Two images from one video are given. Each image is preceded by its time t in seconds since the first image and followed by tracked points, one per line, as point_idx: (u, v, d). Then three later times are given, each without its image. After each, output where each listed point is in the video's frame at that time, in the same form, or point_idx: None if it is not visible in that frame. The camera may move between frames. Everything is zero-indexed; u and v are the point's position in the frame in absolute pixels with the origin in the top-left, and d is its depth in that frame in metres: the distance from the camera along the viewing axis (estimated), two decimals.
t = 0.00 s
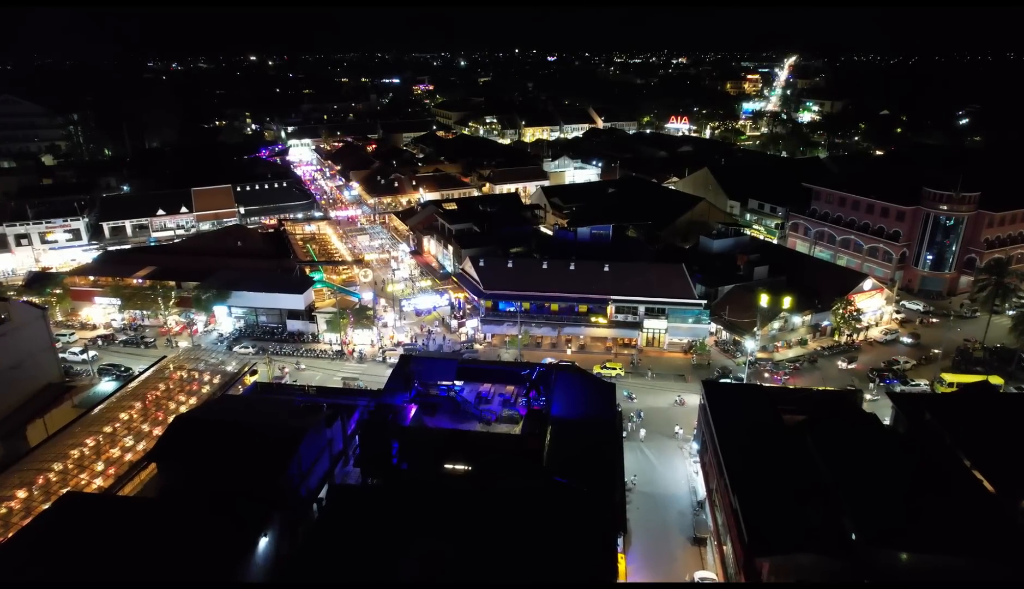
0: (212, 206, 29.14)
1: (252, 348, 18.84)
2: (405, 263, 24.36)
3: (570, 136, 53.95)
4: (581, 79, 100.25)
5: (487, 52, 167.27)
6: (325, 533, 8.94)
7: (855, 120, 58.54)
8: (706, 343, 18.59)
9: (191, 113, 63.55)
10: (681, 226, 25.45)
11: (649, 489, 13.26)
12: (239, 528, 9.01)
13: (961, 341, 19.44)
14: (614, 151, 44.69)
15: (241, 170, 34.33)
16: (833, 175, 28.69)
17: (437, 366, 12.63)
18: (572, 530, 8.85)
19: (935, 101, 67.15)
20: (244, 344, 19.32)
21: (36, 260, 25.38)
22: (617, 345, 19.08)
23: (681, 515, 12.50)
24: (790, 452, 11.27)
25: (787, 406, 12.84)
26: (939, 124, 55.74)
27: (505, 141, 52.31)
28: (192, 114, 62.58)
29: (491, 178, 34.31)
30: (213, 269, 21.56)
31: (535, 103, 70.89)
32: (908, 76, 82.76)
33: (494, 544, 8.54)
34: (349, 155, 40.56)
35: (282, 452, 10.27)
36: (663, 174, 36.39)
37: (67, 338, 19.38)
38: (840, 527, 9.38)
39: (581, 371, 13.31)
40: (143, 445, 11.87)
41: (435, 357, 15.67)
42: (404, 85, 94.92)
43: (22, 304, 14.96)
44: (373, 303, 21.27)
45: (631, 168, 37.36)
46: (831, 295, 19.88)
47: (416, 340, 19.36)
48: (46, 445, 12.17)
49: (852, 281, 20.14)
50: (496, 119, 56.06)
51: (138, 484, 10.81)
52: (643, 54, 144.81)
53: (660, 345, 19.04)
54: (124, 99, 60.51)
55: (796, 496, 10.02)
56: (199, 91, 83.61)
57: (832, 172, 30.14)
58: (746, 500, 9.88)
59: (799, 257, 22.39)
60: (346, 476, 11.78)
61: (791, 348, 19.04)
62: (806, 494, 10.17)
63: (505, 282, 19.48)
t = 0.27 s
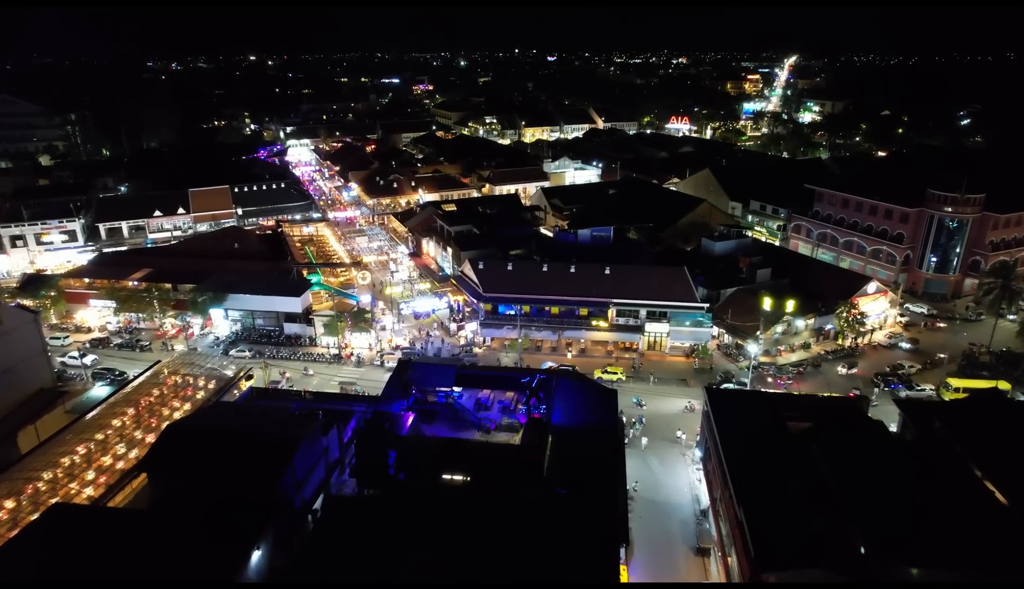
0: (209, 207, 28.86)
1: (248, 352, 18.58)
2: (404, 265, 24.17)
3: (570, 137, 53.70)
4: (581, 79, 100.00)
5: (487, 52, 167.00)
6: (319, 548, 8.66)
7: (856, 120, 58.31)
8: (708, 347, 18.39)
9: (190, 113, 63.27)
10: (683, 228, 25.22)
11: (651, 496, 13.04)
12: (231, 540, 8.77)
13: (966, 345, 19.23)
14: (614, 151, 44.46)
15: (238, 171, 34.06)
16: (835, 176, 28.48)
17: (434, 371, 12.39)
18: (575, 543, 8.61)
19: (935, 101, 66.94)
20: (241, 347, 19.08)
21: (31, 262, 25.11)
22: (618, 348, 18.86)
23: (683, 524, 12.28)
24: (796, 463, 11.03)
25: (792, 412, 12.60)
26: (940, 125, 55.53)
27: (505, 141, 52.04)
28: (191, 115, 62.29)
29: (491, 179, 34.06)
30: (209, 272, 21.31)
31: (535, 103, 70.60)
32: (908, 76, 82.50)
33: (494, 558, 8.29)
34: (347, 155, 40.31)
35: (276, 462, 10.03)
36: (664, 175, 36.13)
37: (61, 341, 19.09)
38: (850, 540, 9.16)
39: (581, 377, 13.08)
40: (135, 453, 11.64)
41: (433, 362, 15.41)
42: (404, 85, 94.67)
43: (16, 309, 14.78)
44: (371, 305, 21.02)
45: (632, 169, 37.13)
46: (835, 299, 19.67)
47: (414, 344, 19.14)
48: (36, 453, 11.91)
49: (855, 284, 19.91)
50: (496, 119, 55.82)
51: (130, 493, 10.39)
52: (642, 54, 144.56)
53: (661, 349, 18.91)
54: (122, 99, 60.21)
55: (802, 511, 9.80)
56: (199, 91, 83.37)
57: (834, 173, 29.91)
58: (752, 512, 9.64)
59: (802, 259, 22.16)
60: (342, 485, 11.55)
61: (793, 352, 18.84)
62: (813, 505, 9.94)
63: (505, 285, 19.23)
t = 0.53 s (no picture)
0: (205, 209, 28.51)
1: (244, 357, 18.37)
2: (402, 267, 23.90)
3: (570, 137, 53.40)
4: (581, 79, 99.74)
5: (487, 53, 166.79)
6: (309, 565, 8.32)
7: (857, 121, 58.02)
8: (711, 352, 18.12)
9: (188, 113, 62.95)
10: (685, 230, 24.95)
11: (654, 506, 12.73)
12: (221, 557, 8.47)
13: (973, 350, 18.95)
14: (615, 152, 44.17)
15: (236, 172, 33.75)
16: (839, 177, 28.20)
17: (433, 379, 12.13)
18: (577, 559, 8.28)
19: (937, 102, 66.65)
20: (237, 352, 18.79)
21: (25, 263, 24.81)
22: (620, 353, 18.59)
23: (687, 535, 11.98)
24: (803, 475, 10.73)
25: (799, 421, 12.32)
26: (942, 126, 55.25)
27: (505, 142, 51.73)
28: (190, 114, 61.95)
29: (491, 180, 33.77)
30: (204, 274, 20.99)
31: (535, 103, 70.26)
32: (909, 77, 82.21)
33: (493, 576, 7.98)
34: (346, 156, 40.02)
35: (269, 475, 9.74)
36: (665, 176, 35.83)
37: (54, 346, 18.77)
38: (861, 557, 8.88)
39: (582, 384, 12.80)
40: (126, 463, 11.33)
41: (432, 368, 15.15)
42: (404, 85, 94.38)
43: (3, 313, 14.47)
44: (369, 309, 20.75)
45: (633, 170, 36.84)
46: (839, 302, 19.39)
47: (413, 348, 18.86)
48: (23, 462, 11.59)
49: (860, 288, 19.63)
50: (496, 119, 55.51)
51: (113, 509, 10.32)
52: (642, 54, 144.30)
53: (664, 353, 18.66)
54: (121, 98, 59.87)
55: (812, 526, 9.50)
56: (198, 91, 83.13)
57: (837, 175, 29.63)
58: (759, 528, 9.35)
59: (806, 262, 21.86)
60: (337, 497, 11.25)
61: (798, 357, 18.56)
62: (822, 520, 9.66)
63: (504, 288, 18.95)
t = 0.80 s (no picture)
0: (201, 210, 28.08)
1: (238, 362, 17.99)
2: (400, 270, 23.58)
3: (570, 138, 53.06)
4: (581, 79, 99.32)
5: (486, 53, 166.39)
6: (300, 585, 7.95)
7: (859, 122, 57.66)
8: (714, 358, 17.81)
9: (186, 113, 62.55)
10: (687, 232, 24.65)
11: (657, 519, 12.36)
12: (208, 575, 8.11)
13: (980, 355, 18.62)
14: (616, 152, 43.84)
15: (233, 173, 33.42)
16: (842, 179, 27.86)
17: (429, 389, 11.82)
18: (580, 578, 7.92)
19: (938, 102, 66.31)
20: (232, 357, 18.44)
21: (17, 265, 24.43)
22: (621, 359, 18.27)
23: (692, 550, 11.62)
24: (813, 489, 10.39)
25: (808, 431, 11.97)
26: (944, 127, 54.90)
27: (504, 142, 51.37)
28: (187, 115, 61.56)
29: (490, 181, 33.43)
30: (199, 278, 20.63)
31: (535, 103, 69.85)
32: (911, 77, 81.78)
33: None
34: (344, 157, 39.69)
35: (260, 489, 9.40)
36: (666, 177, 35.47)
37: (44, 351, 18.41)
38: (874, 576, 8.56)
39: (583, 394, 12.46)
40: (113, 475, 10.98)
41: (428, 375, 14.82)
42: (403, 85, 93.98)
43: None
44: (367, 313, 20.45)
45: (634, 171, 36.49)
46: (845, 307, 19.06)
47: (411, 354, 18.54)
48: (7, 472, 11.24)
49: (865, 292, 19.30)
50: (495, 120, 55.14)
51: (94, 530, 9.68)
52: (642, 54, 143.89)
53: (666, 359, 18.30)
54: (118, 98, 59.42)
55: (822, 544, 9.18)
56: (196, 90, 82.65)
57: (840, 177, 29.33)
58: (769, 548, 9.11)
59: (811, 266, 21.52)
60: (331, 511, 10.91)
61: (803, 363, 18.25)
62: (833, 537, 9.34)
63: (503, 293, 18.59)
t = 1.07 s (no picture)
0: (197, 213, 27.64)
1: (231, 369, 17.57)
2: (398, 274, 23.22)
3: (570, 138, 52.66)
4: (581, 79, 98.89)
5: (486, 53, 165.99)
6: None
7: (861, 123, 57.26)
8: (719, 365, 17.46)
9: (183, 114, 62.11)
10: (690, 235, 24.33)
11: (662, 534, 11.96)
12: None
13: (991, 362, 18.22)
14: (616, 153, 43.45)
15: (229, 174, 33.03)
16: (846, 181, 27.48)
17: (423, 401, 11.44)
18: None
19: (941, 102, 65.90)
20: (225, 364, 18.05)
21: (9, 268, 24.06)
22: (623, 366, 17.91)
23: (697, 568, 11.20)
24: (826, 506, 10.00)
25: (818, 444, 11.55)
26: (947, 127, 54.50)
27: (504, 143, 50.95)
28: (185, 115, 61.13)
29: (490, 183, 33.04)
30: (193, 283, 20.23)
31: (534, 103, 69.46)
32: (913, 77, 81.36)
33: None
34: (342, 158, 39.29)
35: (249, 509, 9.02)
36: (668, 179, 35.07)
37: (33, 357, 18.01)
38: None
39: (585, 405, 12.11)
40: (97, 491, 10.62)
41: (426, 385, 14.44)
42: (402, 86, 93.57)
43: None
44: (364, 318, 20.13)
45: (635, 172, 36.11)
46: (852, 313, 18.69)
47: (409, 361, 18.17)
48: None
49: (872, 298, 18.93)
50: (495, 120, 54.76)
51: (71, 553, 9.39)
52: (642, 54, 143.48)
53: (669, 366, 18.02)
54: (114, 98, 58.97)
55: (837, 567, 8.77)
56: (194, 90, 82.24)
57: (844, 179, 28.96)
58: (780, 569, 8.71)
59: (816, 271, 21.16)
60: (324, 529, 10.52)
61: (809, 369, 17.89)
62: (847, 558, 8.94)
63: (502, 298, 18.21)
